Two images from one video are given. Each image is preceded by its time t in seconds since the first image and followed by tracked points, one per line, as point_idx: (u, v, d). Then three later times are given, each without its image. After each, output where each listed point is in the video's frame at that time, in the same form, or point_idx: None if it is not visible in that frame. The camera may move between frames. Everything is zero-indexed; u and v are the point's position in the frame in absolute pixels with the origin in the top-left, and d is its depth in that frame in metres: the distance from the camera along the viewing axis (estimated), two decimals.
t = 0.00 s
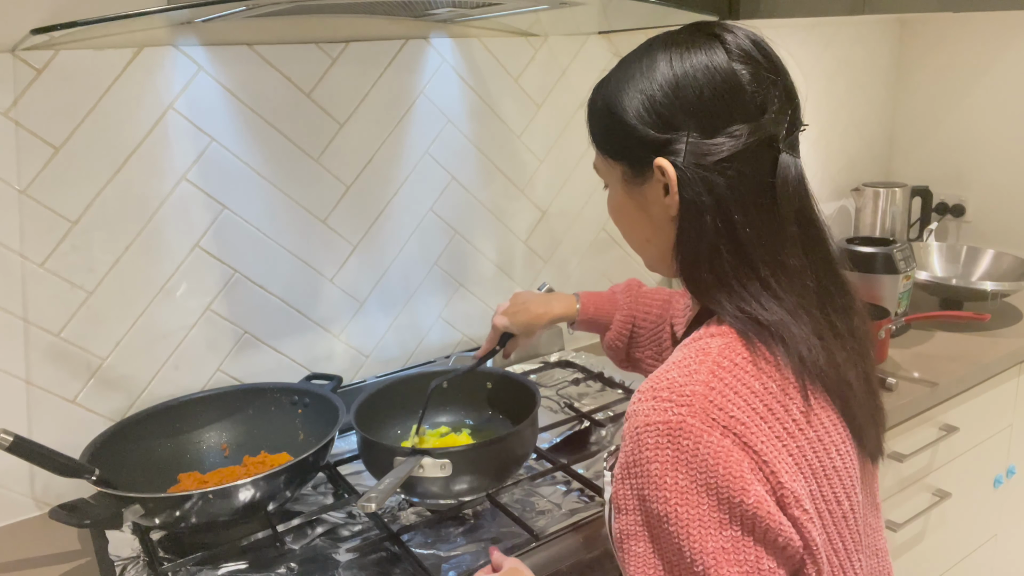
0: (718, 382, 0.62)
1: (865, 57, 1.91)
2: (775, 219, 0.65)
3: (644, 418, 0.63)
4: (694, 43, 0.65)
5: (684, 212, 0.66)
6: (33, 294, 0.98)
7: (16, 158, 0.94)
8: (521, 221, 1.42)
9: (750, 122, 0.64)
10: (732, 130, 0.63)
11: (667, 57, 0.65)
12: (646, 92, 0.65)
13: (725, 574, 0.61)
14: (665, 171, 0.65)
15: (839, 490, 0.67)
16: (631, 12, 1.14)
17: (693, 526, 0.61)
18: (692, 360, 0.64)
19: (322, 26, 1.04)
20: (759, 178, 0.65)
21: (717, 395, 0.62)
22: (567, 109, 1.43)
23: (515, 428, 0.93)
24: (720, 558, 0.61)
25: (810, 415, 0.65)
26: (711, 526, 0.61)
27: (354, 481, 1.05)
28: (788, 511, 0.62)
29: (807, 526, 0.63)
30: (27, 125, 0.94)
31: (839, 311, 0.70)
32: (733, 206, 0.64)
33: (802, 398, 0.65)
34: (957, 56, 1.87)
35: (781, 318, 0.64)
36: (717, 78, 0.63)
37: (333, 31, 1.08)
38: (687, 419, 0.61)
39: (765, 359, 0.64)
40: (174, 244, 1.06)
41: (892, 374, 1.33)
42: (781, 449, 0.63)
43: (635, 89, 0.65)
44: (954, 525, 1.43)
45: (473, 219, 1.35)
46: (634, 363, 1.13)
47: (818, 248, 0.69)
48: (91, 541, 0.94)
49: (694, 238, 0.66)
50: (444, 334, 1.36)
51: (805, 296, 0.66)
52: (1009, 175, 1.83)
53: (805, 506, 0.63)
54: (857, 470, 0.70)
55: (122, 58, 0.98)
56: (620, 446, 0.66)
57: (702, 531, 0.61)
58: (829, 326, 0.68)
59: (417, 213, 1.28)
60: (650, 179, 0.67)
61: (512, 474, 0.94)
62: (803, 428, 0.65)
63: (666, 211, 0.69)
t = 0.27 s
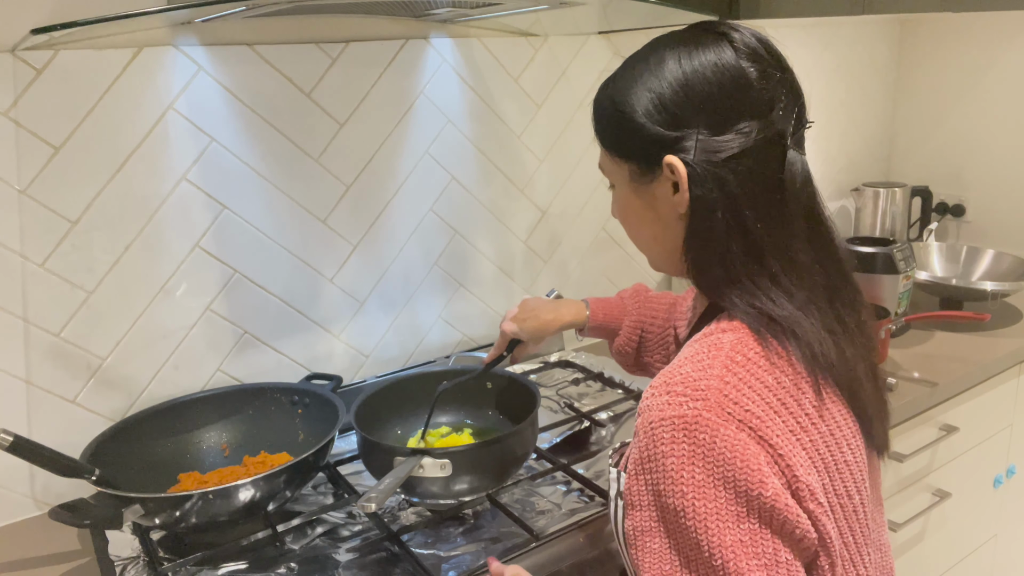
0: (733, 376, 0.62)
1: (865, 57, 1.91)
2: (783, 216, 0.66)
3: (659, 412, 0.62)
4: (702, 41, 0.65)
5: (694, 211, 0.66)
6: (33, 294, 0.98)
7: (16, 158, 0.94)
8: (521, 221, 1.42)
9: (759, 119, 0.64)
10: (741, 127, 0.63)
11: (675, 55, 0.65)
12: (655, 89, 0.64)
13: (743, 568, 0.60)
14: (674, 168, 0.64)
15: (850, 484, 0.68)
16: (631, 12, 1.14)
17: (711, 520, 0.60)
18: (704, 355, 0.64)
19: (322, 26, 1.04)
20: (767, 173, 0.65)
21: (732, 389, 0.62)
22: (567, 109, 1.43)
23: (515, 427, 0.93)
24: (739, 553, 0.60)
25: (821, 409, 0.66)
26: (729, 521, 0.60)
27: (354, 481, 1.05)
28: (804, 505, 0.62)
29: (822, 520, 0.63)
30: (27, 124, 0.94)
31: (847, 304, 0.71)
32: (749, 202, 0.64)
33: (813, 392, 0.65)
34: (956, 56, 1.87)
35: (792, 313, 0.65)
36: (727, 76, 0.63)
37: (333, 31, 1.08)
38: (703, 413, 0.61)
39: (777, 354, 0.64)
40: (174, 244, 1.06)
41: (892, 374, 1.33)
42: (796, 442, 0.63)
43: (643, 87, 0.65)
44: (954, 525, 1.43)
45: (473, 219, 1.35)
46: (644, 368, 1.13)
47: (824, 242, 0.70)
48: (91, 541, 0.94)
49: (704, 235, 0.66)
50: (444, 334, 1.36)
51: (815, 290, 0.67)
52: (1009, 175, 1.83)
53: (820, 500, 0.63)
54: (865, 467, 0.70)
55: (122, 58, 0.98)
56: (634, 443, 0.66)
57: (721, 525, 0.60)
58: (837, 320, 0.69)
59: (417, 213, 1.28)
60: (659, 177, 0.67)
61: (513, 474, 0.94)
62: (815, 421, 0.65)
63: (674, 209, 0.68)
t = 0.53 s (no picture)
0: (741, 373, 0.62)
1: (865, 57, 1.91)
2: (789, 215, 0.66)
3: (668, 409, 0.62)
4: (708, 41, 0.65)
5: (701, 208, 0.66)
6: (33, 294, 0.98)
7: (16, 159, 0.94)
8: (521, 221, 1.42)
9: (765, 118, 0.64)
10: (747, 125, 0.63)
11: (682, 54, 0.65)
12: (662, 89, 0.65)
13: (753, 564, 0.60)
14: (681, 167, 0.64)
15: (857, 481, 0.68)
16: (631, 12, 1.14)
17: (721, 517, 0.60)
18: (713, 352, 0.64)
19: (321, 26, 1.04)
20: (774, 172, 0.65)
21: (741, 386, 0.62)
22: (567, 109, 1.43)
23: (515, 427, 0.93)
24: (748, 549, 0.60)
25: (829, 406, 0.66)
26: (738, 517, 0.60)
27: (354, 481, 1.05)
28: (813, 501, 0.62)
29: (831, 516, 0.63)
30: (27, 125, 0.94)
31: (851, 302, 0.71)
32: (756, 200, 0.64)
33: (821, 389, 0.65)
34: (957, 56, 1.87)
35: (799, 311, 0.65)
36: (734, 75, 0.63)
37: (332, 31, 1.08)
38: (712, 409, 0.60)
39: (785, 352, 0.64)
40: (174, 244, 1.06)
41: (892, 374, 1.33)
42: (804, 439, 0.63)
43: (650, 87, 0.65)
44: (954, 525, 1.43)
45: (473, 219, 1.35)
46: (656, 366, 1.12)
47: (828, 240, 0.70)
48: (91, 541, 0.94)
49: (712, 234, 0.66)
50: (444, 334, 1.36)
51: (821, 287, 0.67)
52: (1009, 175, 1.83)
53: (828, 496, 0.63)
54: (872, 464, 0.70)
55: (122, 58, 0.98)
56: (642, 439, 0.65)
57: (730, 521, 0.60)
58: (843, 318, 0.69)
59: (417, 213, 1.28)
60: (666, 176, 0.67)
61: (512, 474, 0.94)
62: (823, 418, 0.65)
63: (681, 207, 0.68)
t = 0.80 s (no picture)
0: (748, 369, 0.62)
1: (865, 57, 1.91)
2: (799, 214, 0.66)
3: (674, 403, 0.62)
4: (727, 37, 0.65)
5: (716, 207, 0.66)
6: (33, 294, 0.98)
7: (16, 158, 0.94)
8: (521, 221, 1.42)
9: (782, 117, 0.64)
10: (763, 124, 0.64)
11: (700, 51, 0.64)
12: (680, 85, 0.64)
13: (755, 560, 0.60)
14: (697, 164, 0.64)
15: (861, 480, 0.67)
16: (631, 12, 1.14)
17: (724, 511, 0.60)
18: (720, 348, 0.64)
19: (322, 26, 1.04)
20: (788, 172, 0.65)
21: (748, 381, 0.61)
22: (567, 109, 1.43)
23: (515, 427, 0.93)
24: (749, 544, 0.60)
25: (836, 405, 0.66)
26: (741, 512, 0.60)
27: (354, 481, 1.05)
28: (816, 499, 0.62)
29: (834, 514, 0.63)
30: (27, 125, 0.94)
31: (863, 300, 0.70)
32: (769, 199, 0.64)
33: (828, 387, 0.65)
34: (956, 56, 1.87)
35: (810, 310, 0.65)
36: (753, 73, 0.63)
37: (332, 31, 1.08)
38: (718, 404, 0.60)
39: (793, 350, 0.64)
40: (174, 244, 1.06)
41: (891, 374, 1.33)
42: (809, 436, 0.63)
43: (667, 82, 0.65)
44: (954, 525, 1.43)
45: (473, 219, 1.35)
46: (650, 374, 1.12)
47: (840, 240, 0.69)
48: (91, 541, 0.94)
49: (726, 233, 0.66)
50: (444, 334, 1.36)
51: (834, 288, 0.67)
52: (1009, 175, 1.83)
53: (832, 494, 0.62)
54: (878, 464, 0.70)
55: (122, 57, 0.98)
56: (646, 432, 0.65)
57: (732, 516, 0.60)
58: (855, 317, 0.69)
59: (417, 214, 1.28)
60: (680, 172, 0.67)
61: (512, 474, 0.94)
62: (829, 416, 0.65)
63: (695, 204, 0.68)
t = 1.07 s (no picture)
0: (769, 369, 0.62)
1: (864, 57, 1.91)
2: (809, 212, 0.65)
3: (694, 403, 0.62)
4: (743, 35, 0.65)
5: (730, 204, 0.65)
6: (33, 294, 0.98)
7: (16, 159, 0.94)
8: (521, 221, 1.42)
9: (798, 114, 0.64)
10: (779, 122, 0.63)
11: (716, 49, 0.64)
12: (696, 81, 0.64)
13: (775, 560, 0.60)
14: (712, 160, 0.64)
15: (878, 481, 0.67)
16: (631, 12, 1.14)
17: (745, 511, 0.60)
18: (740, 348, 0.64)
19: (322, 25, 1.04)
20: (803, 170, 0.65)
21: (768, 382, 0.61)
22: (568, 109, 1.43)
23: (515, 427, 0.93)
24: (771, 546, 0.59)
25: (855, 405, 0.66)
26: (762, 512, 0.60)
27: (354, 481, 1.05)
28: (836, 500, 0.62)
29: (854, 515, 0.63)
30: (27, 125, 0.94)
31: (875, 299, 0.70)
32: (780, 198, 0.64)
33: (847, 388, 0.65)
34: (955, 56, 1.87)
35: (828, 309, 0.65)
36: (769, 70, 0.63)
37: (332, 31, 1.08)
38: (740, 405, 0.60)
39: (812, 350, 0.64)
40: (173, 244, 1.06)
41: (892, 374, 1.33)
42: (830, 437, 0.63)
43: (683, 79, 0.65)
44: (954, 525, 1.43)
45: (473, 219, 1.35)
46: (632, 368, 1.11)
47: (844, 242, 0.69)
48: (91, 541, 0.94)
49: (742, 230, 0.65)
50: (444, 334, 1.36)
51: (850, 287, 0.67)
52: (1009, 175, 1.83)
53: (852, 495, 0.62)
54: (894, 465, 0.71)
55: (122, 57, 0.98)
56: (665, 432, 0.65)
57: (753, 517, 0.60)
58: (871, 316, 0.68)
59: (417, 214, 1.28)
60: (695, 170, 0.67)
61: (512, 474, 0.94)
62: (848, 416, 0.65)
63: (708, 202, 0.68)
